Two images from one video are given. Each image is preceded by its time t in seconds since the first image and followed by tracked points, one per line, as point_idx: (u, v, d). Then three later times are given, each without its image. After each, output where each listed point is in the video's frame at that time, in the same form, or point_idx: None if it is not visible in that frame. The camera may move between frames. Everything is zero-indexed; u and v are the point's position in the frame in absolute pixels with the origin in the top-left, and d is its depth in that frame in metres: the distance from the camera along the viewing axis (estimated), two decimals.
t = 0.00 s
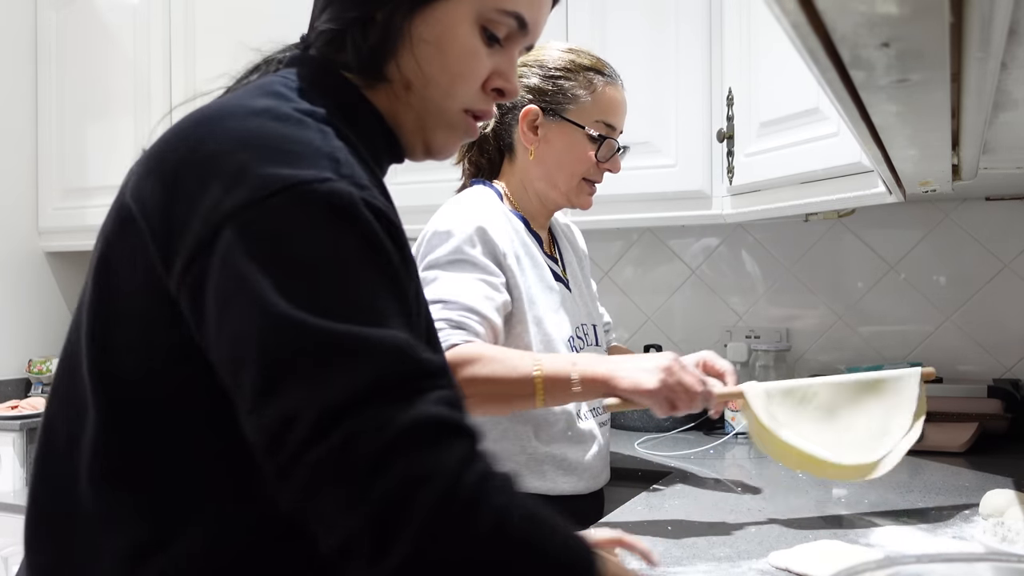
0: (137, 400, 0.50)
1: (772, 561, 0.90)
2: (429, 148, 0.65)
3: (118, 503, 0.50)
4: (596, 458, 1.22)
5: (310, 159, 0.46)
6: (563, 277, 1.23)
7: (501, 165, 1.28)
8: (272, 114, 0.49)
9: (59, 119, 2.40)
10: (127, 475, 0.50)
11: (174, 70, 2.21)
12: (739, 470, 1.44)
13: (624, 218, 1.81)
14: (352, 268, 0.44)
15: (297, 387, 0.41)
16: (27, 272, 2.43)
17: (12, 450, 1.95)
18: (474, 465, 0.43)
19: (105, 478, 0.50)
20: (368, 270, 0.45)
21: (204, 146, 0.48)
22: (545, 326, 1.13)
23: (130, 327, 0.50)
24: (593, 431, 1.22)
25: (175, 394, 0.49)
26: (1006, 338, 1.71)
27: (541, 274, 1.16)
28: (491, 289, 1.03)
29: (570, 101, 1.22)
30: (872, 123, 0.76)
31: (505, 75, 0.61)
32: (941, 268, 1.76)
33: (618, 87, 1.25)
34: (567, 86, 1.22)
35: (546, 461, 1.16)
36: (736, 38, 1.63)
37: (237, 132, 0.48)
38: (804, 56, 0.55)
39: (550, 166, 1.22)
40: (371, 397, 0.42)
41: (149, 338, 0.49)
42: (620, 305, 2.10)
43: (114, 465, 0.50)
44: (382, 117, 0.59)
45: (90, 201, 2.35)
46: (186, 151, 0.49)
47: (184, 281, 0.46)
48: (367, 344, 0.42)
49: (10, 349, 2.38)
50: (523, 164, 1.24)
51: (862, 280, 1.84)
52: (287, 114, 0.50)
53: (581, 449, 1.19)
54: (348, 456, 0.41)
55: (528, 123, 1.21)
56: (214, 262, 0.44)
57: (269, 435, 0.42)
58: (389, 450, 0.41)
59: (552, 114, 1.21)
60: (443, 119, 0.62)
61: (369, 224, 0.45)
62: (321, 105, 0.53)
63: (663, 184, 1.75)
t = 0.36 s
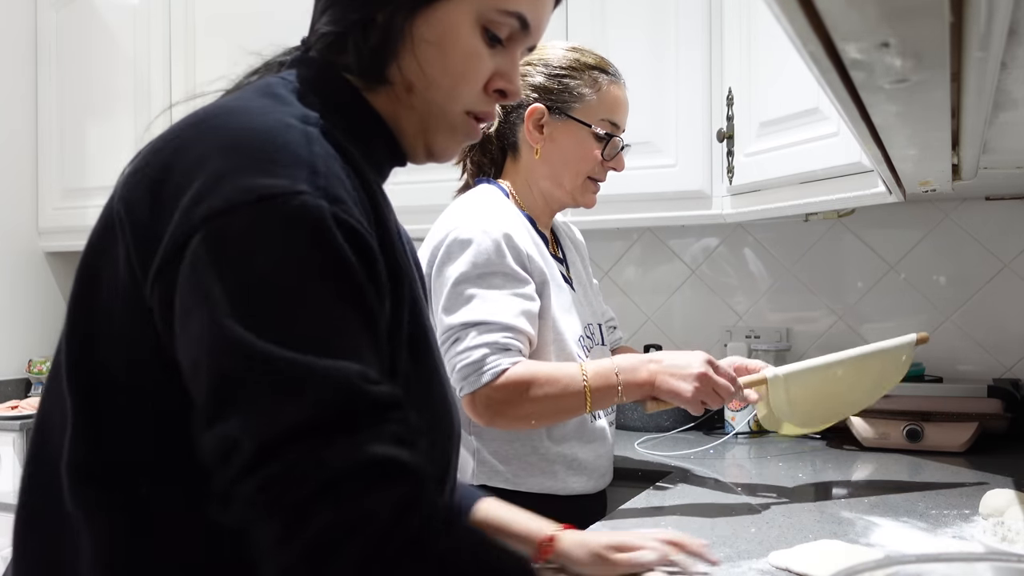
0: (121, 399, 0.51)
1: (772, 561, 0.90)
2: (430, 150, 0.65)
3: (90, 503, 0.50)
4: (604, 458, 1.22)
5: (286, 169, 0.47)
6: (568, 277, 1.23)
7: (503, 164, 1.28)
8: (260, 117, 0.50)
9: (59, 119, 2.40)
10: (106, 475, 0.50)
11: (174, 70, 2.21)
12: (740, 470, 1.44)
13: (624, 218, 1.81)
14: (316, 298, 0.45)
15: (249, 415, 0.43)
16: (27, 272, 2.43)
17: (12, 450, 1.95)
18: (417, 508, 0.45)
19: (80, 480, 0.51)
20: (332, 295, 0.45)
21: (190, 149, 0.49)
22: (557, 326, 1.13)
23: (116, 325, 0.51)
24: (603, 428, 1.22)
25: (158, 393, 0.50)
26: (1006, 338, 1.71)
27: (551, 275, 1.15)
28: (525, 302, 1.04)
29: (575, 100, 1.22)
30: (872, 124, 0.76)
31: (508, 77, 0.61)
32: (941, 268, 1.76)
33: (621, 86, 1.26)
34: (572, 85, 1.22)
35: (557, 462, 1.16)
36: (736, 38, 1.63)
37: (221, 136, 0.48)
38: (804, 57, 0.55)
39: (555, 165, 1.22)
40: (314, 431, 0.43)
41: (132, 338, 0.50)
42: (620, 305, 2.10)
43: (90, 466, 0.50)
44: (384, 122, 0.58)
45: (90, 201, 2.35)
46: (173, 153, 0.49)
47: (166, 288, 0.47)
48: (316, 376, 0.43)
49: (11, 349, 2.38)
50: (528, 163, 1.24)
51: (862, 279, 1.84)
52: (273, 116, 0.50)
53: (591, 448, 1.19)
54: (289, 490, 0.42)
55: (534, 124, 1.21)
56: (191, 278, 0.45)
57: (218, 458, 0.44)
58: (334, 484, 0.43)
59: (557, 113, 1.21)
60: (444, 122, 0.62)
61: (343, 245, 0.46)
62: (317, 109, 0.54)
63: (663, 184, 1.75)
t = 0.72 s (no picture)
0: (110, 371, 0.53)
1: (772, 561, 0.90)
2: (417, 143, 0.65)
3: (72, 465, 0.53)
4: (608, 458, 1.21)
5: (231, 159, 0.46)
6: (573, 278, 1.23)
7: (508, 164, 1.27)
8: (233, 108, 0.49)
9: (59, 119, 2.40)
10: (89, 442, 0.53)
11: (174, 71, 2.21)
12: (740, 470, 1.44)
13: (625, 218, 1.81)
14: (218, 298, 0.42)
15: (124, 389, 0.42)
16: (27, 272, 2.43)
17: (12, 449, 1.95)
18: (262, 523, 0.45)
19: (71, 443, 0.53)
20: (236, 296, 0.43)
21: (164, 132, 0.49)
22: (562, 326, 1.13)
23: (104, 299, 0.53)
24: (606, 430, 1.22)
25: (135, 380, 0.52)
26: (1006, 338, 1.71)
27: (557, 276, 1.15)
28: (530, 306, 1.03)
29: (583, 100, 1.22)
30: (872, 124, 0.76)
31: (489, 66, 0.61)
32: (941, 268, 1.76)
33: (628, 87, 1.26)
34: (580, 85, 1.22)
35: (563, 462, 1.16)
36: (736, 38, 1.63)
37: (191, 123, 0.48)
38: (804, 56, 0.55)
39: (562, 165, 1.22)
40: (182, 431, 0.42)
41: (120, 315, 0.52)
42: (620, 305, 2.10)
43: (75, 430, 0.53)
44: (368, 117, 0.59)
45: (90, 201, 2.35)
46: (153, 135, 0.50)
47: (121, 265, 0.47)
48: (195, 381, 0.42)
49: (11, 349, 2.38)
50: (534, 163, 1.23)
51: (862, 279, 1.84)
52: (249, 110, 0.50)
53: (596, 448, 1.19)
54: (124, 481, 0.42)
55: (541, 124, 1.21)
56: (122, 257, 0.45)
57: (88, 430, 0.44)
58: (167, 483, 0.42)
59: (565, 113, 1.21)
60: (429, 114, 0.61)
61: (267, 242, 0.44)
62: (296, 104, 0.54)
63: (663, 184, 1.75)
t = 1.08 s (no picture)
0: (73, 394, 0.52)
1: (772, 561, 0.90)
2: (371, 131, 0.64)
3: (65, 497, 0.53)
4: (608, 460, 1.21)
5: (190, 162, 0.46)
6: (575, 280, 1.23)
7: (510, 164, 1.26)
8: (176, 112, 0.50)
9: (58, 119, 2.40)
10: (73, 466, 0.52)
11: (174, 71, 2.21)
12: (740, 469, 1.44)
13: (625, 218, 1.81)
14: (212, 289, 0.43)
15: (150, 403, 0.42)
16: (26, 272, 2.43)
17: (13, 449, 1.95)
18: (330, 489, 0.45)
19: (53, 474, 0.53)
20: (231, 284, 0.44)
21: (112, 152, 0.49)
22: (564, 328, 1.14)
23: (63, 320, 0.52)
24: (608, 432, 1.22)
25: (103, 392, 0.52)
26: (1007, 338, 1.71)
27: (558, 278, 1.15)
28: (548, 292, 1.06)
29: (586, 100, 1.21)
30: (872, 123, 0.76)
31: (436, 48, 0.60)
32: (940, 268, 1.76)
33: (631, 87, 1.26)
34: (582, 84, 1.22)
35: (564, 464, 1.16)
36: (736, 38, 1.64)
37: (139, 135, 0.48)
38: (804, 56, 0.55)
39: (564, 164, 1.22)
40: (213, 426, 0.43)
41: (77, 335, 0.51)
42: (619, 305, 2.10)
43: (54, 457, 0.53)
44: (311, 105, 0.59)
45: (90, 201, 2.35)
46: (99, 158, 0.50)
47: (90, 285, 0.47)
48: (212, 370, 0.42)
49: (11, 349, 2.38)
50: (536, 163, 1.23)
51: (862, 279, 1.84)
52: (195, 113, 0.50)
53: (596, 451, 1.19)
54: (185, 484, 0.42)
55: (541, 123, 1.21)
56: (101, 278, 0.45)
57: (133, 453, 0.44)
58: (221, 474, 0.42)
59: (567, 113, 1.21)
60: (377, 100, 0.61)
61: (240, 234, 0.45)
62: (237, 100, 0.54)
63: (664, 184, 1.74)
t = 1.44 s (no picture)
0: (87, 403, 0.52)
1: (772, 561, 0.90)
2: (387, 136, 0.64)
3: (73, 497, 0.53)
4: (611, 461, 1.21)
5: (222, 168, 0.47)
6: (578, 280, 1.23)
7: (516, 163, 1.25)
8: (198, 115, 0.50)
9: (59, 120, 2.40)
10: (71, 477, 0.52)
11: (174, 71, 2.21)
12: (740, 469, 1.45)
13: (625, 218, 1.80)
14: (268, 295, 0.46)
15: (214, 411, 0.45)
16: (27, 272, 2.43)
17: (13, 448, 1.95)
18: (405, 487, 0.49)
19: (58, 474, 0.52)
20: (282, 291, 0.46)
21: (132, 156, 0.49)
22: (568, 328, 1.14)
23: (77, 325, 0.52)
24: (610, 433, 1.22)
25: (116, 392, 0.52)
26: (1007, 338, 1.71)
27: (564, 280, 1.16)
28: (537, 318, 1.06)
29: (596, 100, 1.22)
30: (872, 124, 0.76)
31: (455, 53, 0.61)
32: (940, 268, 1.76)
33: (638, 88, 1.28)
34: (592, 85, 1.22)
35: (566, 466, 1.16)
36: (736, 38, 1.64)
37: (161, 138, 0.49)
38: (804, 56, 0.55)
39: (573, 165, 1.22)
40: (284, 430, 0.45)
41: (92, 340, 0.52)
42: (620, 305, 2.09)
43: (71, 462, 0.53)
44: (331, 110, 0.59)
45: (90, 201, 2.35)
46: (121, 157, 0.50)
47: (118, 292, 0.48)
48: (280, 371, 0.45)
49: (11, 349, 2.38)
50: (544, 163, 1.23)
51: (862, 279, 1.84)
52: (219, 115, 0.50)
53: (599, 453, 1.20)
54: (266, 484, 0.44)
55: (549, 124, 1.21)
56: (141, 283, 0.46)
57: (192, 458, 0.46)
58: (305, 477, 0.45)
59: (577, 113, 1.21)
60: (396, 105, 0.61)
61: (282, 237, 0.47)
62: (259, 103, 0.54)
63: (664, 184, 1.75)
